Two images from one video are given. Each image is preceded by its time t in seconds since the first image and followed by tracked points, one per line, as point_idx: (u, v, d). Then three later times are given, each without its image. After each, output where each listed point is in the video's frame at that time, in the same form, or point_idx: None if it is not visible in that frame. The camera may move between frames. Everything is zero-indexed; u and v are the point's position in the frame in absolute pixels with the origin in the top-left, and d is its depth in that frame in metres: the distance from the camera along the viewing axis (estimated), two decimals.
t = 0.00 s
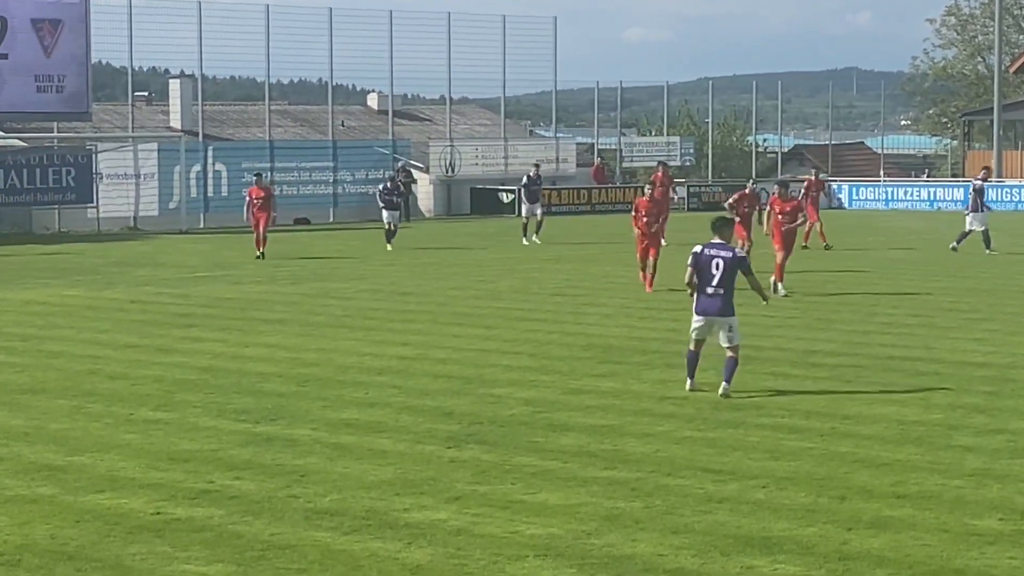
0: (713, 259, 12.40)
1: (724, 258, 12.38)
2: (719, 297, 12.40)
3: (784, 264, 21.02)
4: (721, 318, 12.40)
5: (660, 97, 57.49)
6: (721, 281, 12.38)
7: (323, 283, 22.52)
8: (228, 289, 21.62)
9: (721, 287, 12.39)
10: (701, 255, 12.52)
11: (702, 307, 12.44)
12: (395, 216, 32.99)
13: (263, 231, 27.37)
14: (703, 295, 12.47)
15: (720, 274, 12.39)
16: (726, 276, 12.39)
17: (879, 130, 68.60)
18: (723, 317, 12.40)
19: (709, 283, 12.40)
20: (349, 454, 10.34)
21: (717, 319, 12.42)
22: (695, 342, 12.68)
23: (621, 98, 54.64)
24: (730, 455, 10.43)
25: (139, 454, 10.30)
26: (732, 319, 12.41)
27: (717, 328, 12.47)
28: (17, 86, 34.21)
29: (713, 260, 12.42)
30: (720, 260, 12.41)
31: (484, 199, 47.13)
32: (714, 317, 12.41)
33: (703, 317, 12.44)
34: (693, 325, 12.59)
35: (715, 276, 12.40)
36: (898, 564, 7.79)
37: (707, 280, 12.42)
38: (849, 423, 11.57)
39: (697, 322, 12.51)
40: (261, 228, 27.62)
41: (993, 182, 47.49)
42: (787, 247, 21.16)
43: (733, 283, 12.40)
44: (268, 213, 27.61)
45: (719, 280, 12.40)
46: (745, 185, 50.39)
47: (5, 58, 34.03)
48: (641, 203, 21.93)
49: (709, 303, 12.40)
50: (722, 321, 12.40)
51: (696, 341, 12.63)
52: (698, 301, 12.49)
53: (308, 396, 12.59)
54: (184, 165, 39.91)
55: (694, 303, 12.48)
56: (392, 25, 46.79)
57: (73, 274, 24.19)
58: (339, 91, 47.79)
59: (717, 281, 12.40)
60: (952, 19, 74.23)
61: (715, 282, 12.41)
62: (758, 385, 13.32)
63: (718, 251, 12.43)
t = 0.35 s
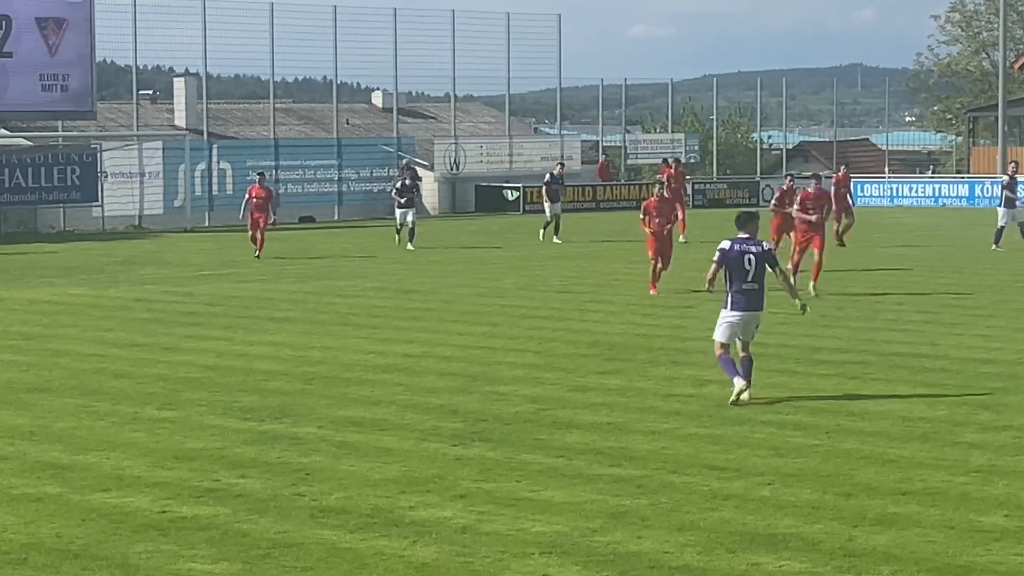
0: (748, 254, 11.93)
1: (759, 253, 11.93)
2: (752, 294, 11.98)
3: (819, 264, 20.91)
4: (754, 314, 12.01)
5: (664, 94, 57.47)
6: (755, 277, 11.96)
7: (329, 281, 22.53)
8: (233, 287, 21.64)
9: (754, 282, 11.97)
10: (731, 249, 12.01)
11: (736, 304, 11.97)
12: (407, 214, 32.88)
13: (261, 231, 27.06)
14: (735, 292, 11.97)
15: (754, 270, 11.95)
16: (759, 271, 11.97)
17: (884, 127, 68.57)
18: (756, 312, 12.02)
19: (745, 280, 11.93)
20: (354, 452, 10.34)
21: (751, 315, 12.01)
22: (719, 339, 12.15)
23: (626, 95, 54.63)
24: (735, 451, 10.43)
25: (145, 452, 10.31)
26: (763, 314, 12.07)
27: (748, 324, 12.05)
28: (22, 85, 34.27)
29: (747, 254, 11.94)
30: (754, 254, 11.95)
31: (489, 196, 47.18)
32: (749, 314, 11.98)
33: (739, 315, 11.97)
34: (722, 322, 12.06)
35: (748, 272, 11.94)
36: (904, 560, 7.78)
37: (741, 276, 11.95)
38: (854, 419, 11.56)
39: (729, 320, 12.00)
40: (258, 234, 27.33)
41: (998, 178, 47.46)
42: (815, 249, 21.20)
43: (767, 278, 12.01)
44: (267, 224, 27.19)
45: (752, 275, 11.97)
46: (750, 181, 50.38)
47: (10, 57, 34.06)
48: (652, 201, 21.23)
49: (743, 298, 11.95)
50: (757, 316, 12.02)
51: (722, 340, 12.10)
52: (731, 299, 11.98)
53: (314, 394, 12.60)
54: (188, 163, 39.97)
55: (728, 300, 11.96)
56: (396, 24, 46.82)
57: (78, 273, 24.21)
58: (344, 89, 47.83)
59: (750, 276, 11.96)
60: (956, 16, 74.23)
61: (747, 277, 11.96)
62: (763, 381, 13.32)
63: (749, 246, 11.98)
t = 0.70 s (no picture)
0: (782, 240, 11.66)
1: (794, 238, 11.66)
2: (791, 281, 11.63)
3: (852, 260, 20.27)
4: (796, 301, 11.62)
5: (671, 89, 57.44)
6: (791, 265, 11.66)
7: (337, 278, 22.52)
8: (241, 284, 21.64)
9: (790, 270, 11.66)
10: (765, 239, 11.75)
11: (774, 292, 11.59)
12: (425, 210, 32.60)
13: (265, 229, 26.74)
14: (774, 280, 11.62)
15: (789, 257, 11.66)
16: (795, 259, 11.68)
17: (891, 120, 68.48)
18: (798, 300, 11.63)
19: (780, 265, 11.62)
20: (363, 448, 10.35)
21: (793, 303, 11.61)
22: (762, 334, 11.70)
23: (633, 91, 54.58)
24: (743, 446, 10.41)
25: (154, 449, 10.32)
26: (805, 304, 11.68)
27: (790, 314, 11.64)
28: (30, 83, 34.31)
29: (783, 241, 11.66)
30: (789, 241, 11.68)
31: (497, 192, 47.17)
32: (790, 302, 11.59)
33: (779, 302, 11.58)
34: (764, 314, 11.64)
35: (784, 258, 11.64)
36: (913, 554, 7.77)
37: (778, 262, 11.63)
38: (863, 414, 11.54)
39: (769, 309, 11.59)
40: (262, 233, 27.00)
41: (1006, 171, 47.40)
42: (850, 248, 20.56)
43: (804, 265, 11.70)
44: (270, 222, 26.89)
45: (788, 263, 11.67)
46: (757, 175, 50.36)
47: (18, 55, 34.08)
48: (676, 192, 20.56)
49: (781, 285, 11.58)
50: (799, 304, 11.63)
51: (767, 332, 11.66)
52: (770, 287, 11.62)
53: (322, 390, 12.60)
54: (195, 160, 39.95)
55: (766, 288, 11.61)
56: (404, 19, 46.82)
57: (86, 271, 24.22)
58: (351, 86, 47.86)
59: (786, 264, 11.65)
60: (963, 9, 74.13)
61: (783, 265, 11.65)
62: (772, 375, 13.31)
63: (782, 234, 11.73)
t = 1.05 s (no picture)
0: (833, 242, 11.14)
1: (844, 241, 11.14)
2: (839, 285, 11.16)
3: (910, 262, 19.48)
4: (842, 307, 11.19)
5: (682, 81, 57.35)
6: (841, 268, 11.17)
7: (348, 270, 22.53)
8: (252, 277, 21.66)
9: (840, 272, 11.17)
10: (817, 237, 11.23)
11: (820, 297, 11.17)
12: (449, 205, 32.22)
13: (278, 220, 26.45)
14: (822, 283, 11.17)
15: (840, 259, 11.14)
16: (845, 261, 11.16)
17: (903, 111, 68.30)
18: (845, 306, 11.20)
19: (830, 269, 11.12)
20: (375, 441, 10.35)
21: (838, 309, 11.19)
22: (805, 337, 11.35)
23: (644, 82, 54.47)
24: (755, 438, 10.40)
25: (166, 442, 10.33)
26: (853, 308, 11.24)
27: (837, 320, 11.23)
28: (42, 79, 34.37)
29: (833, 243, 11.14)
30: (839, 242, 11.17)
31: (508, 185, 47.16)
32: (835, 308, 11.18)
33: (823, 308, 11.18)
34: (809, 318, 11.27)
35: (834, 261, 11.13)
36: (926, 545, 7.75)
37: (827, 265, 11.13)
38: (875, 405, 11.51)
39: (813, 315, 11.22)
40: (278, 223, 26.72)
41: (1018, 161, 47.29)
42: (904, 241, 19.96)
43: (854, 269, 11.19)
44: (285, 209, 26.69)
45: (838, 265, 11.16)
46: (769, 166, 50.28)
47: (29, 49, 34.08)
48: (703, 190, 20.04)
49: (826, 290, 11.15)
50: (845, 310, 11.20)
51: (810, 336, 11.31)
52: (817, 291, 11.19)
53: (334, 383, 12.61)
54: (207, 154, 39.97)
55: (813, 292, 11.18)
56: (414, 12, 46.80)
57: (98, 264, 24.25)
58: (362, 79, 47.86)
59: (836, 266, 11.15)
60: None
61: (833, 267, 11.15)
62: (784, 367, 13.29)
63: (835, 234, 11.19)
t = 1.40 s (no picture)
0: (869, 241, 10.77)
1: (882, 240, 10.76)
2: (879, 286, 10.78)
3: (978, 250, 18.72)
4: (886, 307, 10.81)
5: (697, 69, 57.23)
6: (880, 267, 10.79)
7: (363, 261, 22.54)
8: (267, 267, 21.69)
9: (879, 273, 10.79)
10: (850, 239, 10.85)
11: (861, 300, 10.78)
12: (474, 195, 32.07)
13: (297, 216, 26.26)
14: (862, 286, 10.79)
15: (877, 259, 10.77)
16: (883, 260, 10.80)
17: (919, 99, 68.11)
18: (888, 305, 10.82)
19: (868, 270, 10.75)
20: (392, 431, 10.36)
21: (882, 310, 10.80)
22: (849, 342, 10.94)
23: (658, 72, 54.34)
24: (771, 427, 10.38)
25: (182, 433, 10.35)
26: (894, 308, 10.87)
27: (879, 321, 10.86)
28: (58, 70, 34.45)
29: (869, 244, 10.77)
30: (876, 242, 10.78)
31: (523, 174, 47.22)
32: (879, 309, 10.79)
33: (868, 310, 10.78)
34: (853, 323, 10.85)
35: (873, 262, 10.76)
36: (944, 534, 7.73)
37: (866, 266, 10.76)
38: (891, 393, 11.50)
39: (858, 318, 10.81)
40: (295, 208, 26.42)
41: None
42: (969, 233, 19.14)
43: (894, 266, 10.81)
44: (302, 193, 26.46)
45: (876, 265, 10.78)
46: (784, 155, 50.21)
47: (43, 41, 34.13)
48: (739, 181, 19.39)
49: (869, 292, 10.75)
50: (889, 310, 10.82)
51: (855, 343, 10.89)
52: (858, 294, 10.79)
53: (350, 373, 12.63)
54: (222, 145, 40.01)
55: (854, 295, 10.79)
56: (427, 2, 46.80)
57: (114, 255, 24.30)
58: (376, 70, 47.89)
59: (874, 267, 10.78)
60: None
61: (872, 268, 10.77)
62: (801, 355, 13.26)
63: (869, 234, 10.82)
